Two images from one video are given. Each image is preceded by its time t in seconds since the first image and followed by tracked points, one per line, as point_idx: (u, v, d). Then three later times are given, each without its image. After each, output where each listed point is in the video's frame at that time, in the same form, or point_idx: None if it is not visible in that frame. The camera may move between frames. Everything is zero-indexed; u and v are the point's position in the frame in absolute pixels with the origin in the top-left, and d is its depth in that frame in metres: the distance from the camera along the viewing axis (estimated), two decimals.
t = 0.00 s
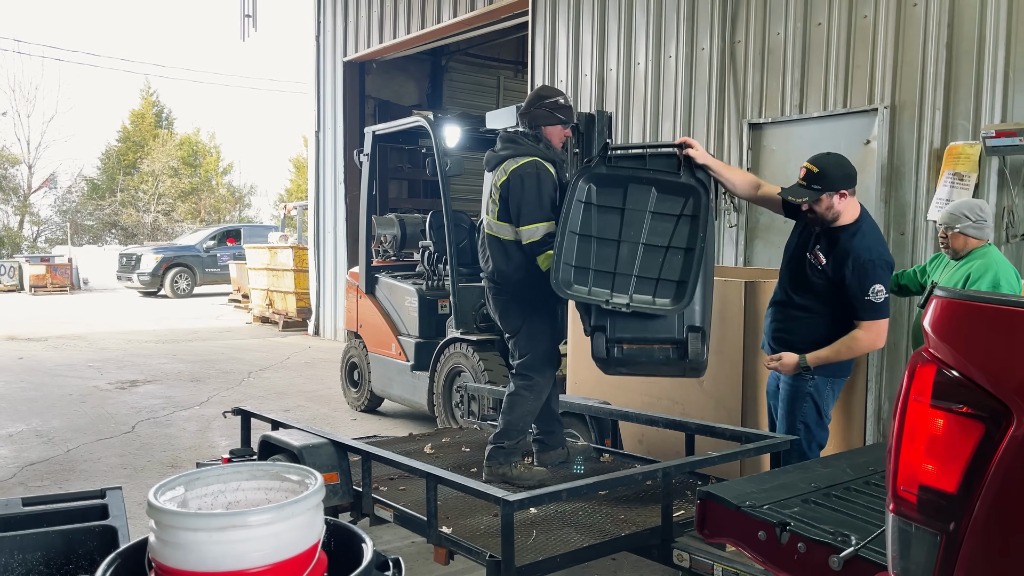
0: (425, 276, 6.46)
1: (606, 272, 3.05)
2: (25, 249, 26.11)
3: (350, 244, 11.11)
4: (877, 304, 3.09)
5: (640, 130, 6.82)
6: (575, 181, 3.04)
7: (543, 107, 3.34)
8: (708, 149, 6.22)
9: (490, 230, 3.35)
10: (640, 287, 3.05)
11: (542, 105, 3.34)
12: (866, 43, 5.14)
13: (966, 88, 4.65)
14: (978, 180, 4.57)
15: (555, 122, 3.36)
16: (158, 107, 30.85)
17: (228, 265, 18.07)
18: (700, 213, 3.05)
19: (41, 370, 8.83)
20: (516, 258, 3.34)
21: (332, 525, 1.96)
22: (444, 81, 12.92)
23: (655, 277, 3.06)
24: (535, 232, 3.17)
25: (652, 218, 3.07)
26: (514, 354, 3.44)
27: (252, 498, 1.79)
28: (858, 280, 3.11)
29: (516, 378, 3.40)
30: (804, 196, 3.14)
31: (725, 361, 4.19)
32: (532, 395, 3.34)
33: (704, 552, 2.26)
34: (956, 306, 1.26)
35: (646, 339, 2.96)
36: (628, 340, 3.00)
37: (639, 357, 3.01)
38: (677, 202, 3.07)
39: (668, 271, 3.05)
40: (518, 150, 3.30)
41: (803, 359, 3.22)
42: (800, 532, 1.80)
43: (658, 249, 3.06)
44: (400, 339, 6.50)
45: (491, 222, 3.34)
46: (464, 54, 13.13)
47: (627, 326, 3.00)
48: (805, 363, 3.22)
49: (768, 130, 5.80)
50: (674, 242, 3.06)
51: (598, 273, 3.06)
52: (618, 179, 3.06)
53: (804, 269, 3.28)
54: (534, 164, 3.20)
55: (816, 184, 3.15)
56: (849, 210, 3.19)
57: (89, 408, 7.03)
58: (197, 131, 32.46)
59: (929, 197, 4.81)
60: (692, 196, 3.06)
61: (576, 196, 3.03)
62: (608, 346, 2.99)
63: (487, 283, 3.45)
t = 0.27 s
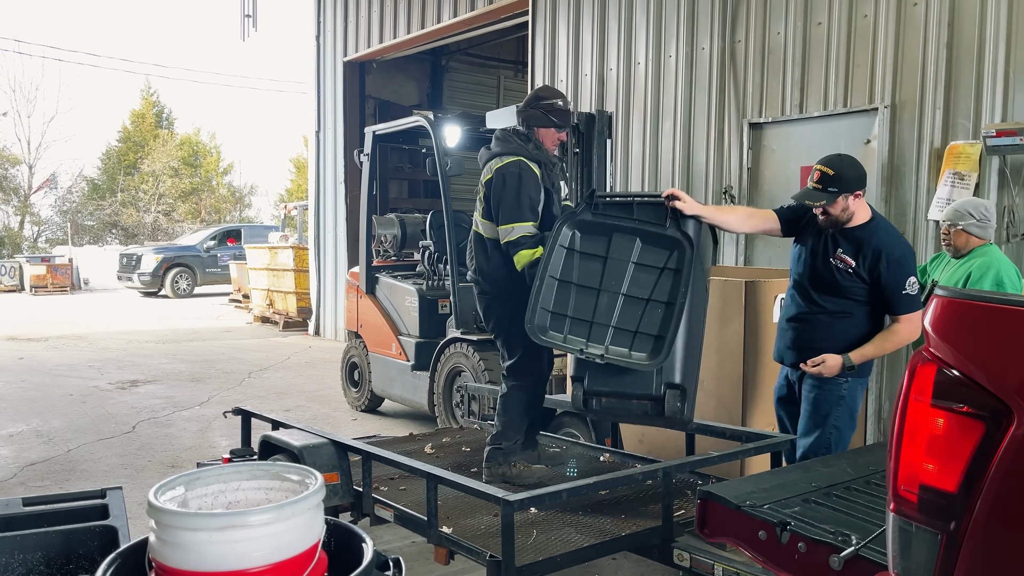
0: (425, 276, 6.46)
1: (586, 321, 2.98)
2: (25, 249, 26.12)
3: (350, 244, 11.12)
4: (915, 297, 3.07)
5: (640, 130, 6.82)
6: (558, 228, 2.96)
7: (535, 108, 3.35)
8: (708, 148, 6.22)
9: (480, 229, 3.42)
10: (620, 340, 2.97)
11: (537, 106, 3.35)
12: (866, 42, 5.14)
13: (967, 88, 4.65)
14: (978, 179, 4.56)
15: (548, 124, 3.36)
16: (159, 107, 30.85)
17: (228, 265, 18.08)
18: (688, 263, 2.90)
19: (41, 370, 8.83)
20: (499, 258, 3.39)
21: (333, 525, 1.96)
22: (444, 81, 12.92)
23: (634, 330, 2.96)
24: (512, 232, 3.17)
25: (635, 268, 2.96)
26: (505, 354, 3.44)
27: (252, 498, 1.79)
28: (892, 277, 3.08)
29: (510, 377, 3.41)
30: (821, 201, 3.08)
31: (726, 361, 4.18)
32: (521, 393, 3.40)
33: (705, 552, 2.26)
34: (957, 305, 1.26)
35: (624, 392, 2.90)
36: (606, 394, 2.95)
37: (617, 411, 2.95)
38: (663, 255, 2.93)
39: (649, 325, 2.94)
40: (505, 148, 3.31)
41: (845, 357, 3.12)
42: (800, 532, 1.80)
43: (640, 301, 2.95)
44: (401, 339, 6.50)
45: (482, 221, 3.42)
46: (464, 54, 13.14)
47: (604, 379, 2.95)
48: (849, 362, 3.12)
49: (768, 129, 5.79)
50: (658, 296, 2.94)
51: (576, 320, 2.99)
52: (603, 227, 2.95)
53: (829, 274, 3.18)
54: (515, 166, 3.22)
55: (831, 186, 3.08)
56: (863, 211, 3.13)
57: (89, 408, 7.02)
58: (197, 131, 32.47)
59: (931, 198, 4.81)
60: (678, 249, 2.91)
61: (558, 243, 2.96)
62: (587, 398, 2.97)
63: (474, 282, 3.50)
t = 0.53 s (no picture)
0: (425, 276, 6.46)
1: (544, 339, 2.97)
2: (25, 248, 26.11)
3: (350, 244, 11.12)
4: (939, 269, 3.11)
5: (640, 129, 6.81)
6: (544, 254, 3.00)
7: (547, 115, 3.35)
8: (708, 147, 6.21)
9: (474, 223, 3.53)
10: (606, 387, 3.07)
11: (551, 114, 3.35)
12: (866, 41, 5.14)
13: (967, 87, 4.65)
14: (978, 178, 4.57)
15: (559, 133, 3.35)
16: (159, 107, 30.84)
17: (228, 265, 18.08)
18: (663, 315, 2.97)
19: (41, 370, 8.83)
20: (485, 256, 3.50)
21: (332, 525, 1.96)
22: (445, 81, 12.92)
23: (595, 360, 2.94)
24: (494, 227, 3.24)
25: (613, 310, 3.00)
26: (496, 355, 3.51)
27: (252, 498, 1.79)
28: (909, 258, 3.11)
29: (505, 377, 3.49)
30: (814, 199, 3.08)
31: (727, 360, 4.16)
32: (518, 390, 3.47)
33: (706, 552, 2.26)
34: (957, 304, 1.26)
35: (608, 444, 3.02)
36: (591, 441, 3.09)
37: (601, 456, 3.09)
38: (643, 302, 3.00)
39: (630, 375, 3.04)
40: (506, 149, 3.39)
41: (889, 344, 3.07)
42: (800, 531, 1.80)
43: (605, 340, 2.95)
44: (401, 338, 6.50)
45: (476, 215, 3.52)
46: (465, 53, 13.13)
47: (590, 426, 3.08)
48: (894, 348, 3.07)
49: (768, 129, 5.79)
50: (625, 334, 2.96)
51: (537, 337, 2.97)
52: (588, 265, 3.01)
53: (848, 274, 3.17)
54: (506, 165, 3.31)
55: (821, 185, 3.09)
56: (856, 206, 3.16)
57: (89, 407, 7.02)
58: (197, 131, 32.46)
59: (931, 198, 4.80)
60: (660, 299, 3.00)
61: (539, 269, 2.99)
62: (573, 443, 3.11)
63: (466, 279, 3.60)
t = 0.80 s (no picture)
0: (425, 275, 6.46)
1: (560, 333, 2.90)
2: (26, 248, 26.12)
3: (351, 243, 11.12)
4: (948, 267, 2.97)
5: (640, 129, 6.81)
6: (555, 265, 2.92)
7: (551, 117, 3.35)
8: (708, 146, 6.21)
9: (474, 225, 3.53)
10: (602, 415, 3.13)
11: (555, 116, 3.34)
12: (866, 40, 5.13)
13: (967, 87, 4.65)
14: (978, 178, 4.57)
15: (563, 135, 3.34)
16: (159, 107, 30.83)
17: (228, 264, 18.08)
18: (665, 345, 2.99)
19: (42, 369, 8.83)
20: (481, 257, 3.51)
21: (331, 524, 1.96)
22: (444, 80, 12.92)
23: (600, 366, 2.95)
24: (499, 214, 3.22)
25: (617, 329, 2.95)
26: (492, 354, 3.55)
27: (252, 497, 1.79)
28: (915, 257, 2.98)
29: (501, 376, 3.53)
30: (799, 205, 3.05)
31: (727, 360, 4.14)
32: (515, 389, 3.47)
33: (705, 551, 2.26)
34: (956, 304, 1.26)
35: (606, 472, 3.10)
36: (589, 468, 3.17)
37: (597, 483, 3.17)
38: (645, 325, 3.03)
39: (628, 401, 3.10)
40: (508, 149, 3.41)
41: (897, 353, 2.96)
42: (799, 531, 1.80)
43: (618, 353, 2.94)
44: (401, 338, 6.51)
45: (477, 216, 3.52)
46: (465, 53, 13.13)
47: (589, 455, 3.15)
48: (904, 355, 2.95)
49: (768, 128, 5.78)
50: (638, 353, 2.96)
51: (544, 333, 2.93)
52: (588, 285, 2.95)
53: (850, 279, 3.09)
54: (505, 163, 3.31)
55: (807, 190, 3.06)
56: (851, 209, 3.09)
57: (89, 407, 7.02)
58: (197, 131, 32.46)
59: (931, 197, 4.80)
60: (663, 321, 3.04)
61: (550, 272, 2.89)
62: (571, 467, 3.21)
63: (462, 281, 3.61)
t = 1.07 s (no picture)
0: (425, 274, 6.46)
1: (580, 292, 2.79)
2: (26, 247, 26.13)
3: (351, 242, 11.13)
4: (942, 269, 2.82)
5: (640, 128, 6.81)
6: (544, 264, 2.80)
7: (552, 117, 3.35)
8: (708, 146, 6.21)
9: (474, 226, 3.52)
10: (597, 426, 3.11)
11: (554, 115, 3.34)
12: (866, 40, 5.14)
13: (967, 86, 4.65)
14: (978, 177, 4.57)
15: (563, 134, 3.34)
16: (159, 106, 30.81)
17: (228, 264, 18.09)
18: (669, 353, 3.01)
19: (42, 369, 8.83)
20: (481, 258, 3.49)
21: (331, 523, 1.96)
22: (444, 79, 12.93)
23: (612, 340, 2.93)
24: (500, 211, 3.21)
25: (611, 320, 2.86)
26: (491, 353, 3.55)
27: (252, 496, 1.79)
28: (909, 256, 2.88)
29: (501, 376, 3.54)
30: (797, 187, 3.02)
31: (726, 358, 4.18)
32: (514, 388, 3.49)
33: (705, 550, 2.27)
34: (956, 303, 1.26)
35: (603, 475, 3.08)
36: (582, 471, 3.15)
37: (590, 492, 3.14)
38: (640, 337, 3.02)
39: (625, 413, 3.07)
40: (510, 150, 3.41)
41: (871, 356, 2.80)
42: (799, 530, 1.80)
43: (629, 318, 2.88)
44: (401, 337, 6.51)
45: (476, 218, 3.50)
46: (465, 52, 13.13)
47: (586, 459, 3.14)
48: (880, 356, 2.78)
49: (768, 128, 5.78)
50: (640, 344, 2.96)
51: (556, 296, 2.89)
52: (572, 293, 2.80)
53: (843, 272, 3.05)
54: (505, 163, 3.32)
55: (808, 173, 3.02)
56: (854, 196, 3.03)
57: (90, 406, 7.02)
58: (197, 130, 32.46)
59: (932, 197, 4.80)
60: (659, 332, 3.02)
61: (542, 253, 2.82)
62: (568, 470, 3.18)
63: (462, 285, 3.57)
